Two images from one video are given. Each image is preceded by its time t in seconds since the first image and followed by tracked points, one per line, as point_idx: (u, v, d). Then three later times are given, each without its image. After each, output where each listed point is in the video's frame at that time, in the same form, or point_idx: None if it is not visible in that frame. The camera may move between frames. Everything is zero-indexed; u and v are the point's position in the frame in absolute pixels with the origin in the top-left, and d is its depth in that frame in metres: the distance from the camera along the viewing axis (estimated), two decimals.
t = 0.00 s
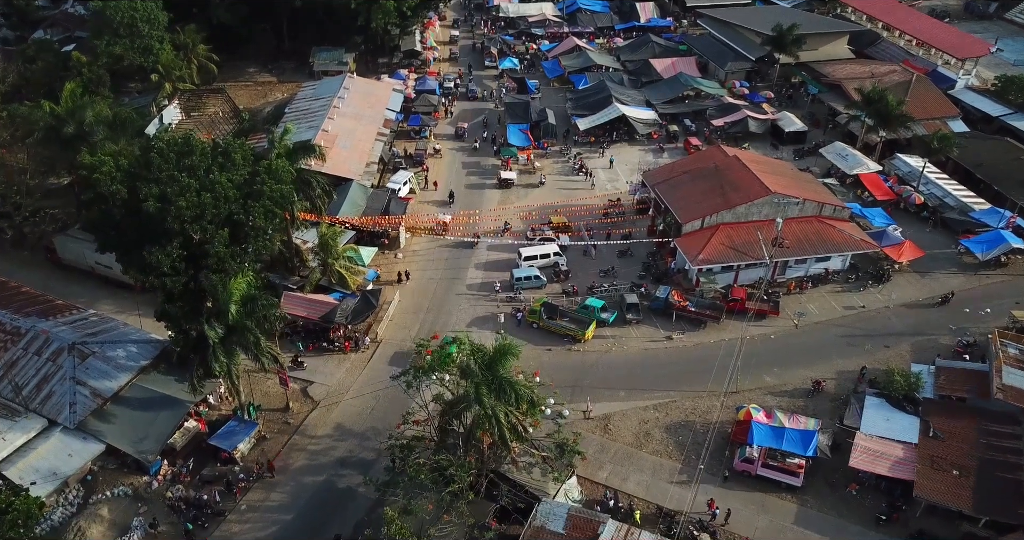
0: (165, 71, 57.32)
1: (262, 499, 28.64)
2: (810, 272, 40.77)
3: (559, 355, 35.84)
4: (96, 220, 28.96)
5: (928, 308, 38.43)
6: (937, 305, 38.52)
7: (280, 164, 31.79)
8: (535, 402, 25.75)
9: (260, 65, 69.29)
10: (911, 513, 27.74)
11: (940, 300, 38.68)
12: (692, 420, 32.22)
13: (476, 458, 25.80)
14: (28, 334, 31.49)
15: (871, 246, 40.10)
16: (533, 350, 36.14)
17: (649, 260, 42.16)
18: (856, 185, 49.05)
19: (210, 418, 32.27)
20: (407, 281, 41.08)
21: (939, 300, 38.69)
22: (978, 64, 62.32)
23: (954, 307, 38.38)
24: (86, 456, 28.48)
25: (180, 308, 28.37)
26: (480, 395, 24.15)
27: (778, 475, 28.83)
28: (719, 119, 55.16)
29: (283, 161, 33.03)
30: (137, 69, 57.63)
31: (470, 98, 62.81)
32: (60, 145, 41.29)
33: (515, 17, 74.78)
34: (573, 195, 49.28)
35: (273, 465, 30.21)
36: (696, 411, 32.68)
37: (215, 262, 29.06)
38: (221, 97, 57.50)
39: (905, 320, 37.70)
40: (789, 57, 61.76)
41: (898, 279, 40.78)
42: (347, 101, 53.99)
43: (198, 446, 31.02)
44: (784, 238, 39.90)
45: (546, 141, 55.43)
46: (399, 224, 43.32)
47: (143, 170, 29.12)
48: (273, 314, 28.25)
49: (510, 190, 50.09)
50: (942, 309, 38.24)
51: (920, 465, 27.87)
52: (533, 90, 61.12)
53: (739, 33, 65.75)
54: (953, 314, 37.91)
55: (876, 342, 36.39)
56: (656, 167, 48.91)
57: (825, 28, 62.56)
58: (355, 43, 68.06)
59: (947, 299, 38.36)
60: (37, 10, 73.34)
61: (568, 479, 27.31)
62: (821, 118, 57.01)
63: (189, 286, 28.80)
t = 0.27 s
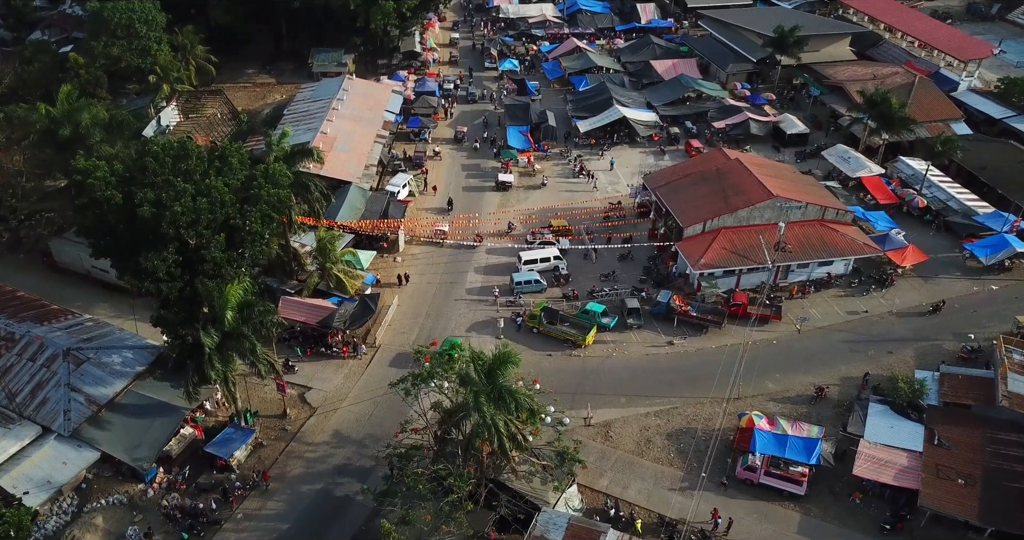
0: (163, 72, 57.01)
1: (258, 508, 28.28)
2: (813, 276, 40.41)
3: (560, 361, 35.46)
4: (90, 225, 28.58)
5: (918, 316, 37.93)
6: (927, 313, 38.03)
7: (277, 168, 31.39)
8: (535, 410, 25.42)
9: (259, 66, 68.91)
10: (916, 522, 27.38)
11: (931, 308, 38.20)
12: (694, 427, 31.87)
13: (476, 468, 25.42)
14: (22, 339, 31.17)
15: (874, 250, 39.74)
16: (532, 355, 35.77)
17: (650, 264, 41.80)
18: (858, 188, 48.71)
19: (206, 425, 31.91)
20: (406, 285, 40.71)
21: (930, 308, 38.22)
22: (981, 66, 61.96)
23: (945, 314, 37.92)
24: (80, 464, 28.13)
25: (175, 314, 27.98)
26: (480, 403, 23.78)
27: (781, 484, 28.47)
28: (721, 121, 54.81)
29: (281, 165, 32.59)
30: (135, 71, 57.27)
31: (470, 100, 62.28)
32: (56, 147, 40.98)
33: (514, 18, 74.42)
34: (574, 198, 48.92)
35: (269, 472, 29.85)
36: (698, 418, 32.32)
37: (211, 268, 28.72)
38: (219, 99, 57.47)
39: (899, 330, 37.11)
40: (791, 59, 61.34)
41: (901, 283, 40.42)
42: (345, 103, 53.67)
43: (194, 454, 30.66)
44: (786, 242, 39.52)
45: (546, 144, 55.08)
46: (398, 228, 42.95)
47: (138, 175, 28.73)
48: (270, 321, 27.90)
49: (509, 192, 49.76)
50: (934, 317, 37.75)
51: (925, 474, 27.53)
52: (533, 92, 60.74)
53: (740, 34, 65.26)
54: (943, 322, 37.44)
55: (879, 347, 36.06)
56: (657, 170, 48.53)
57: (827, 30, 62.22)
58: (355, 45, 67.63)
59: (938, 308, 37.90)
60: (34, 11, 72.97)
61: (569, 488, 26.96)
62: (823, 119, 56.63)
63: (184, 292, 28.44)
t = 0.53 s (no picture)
0: (160, 74, 56.58)
1: (254, 520, 27.83)
2: (816, 282, 39.99)
3: (560, 368, 35.02)
4: (83, 232, 28.10)
5: (908, 328, 37.24)
6: (918, 324, 37.36)
7: (274, 174, 30.91)
8: (535, 422, 24.99)
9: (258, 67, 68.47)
10: (922, 535, 26.95)
11: (921, 319, 37.50)
12: (696, 436, 31.46)
13: (475, 481, 24.99)
14: (15, 348, 30.74)
15: (878, 256, 39.31)
16: (532, 363, 35.32)
17: (651, 270, 41.36)
18: (861, 192, 48.30)
19: (202, 434, 31.47)
20: (405, 291, 40.27)
21: (920, 319, 37.52)
22: (984, 68, 61.55)
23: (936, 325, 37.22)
24: (73, 475, 27.71)
25: (170, 323, 27.52)
26: (479, 415, 23.27)
27: (785, 495, 28.04)
28: (722, 124, 54.38)
29: (278, 171, 32.13)
30: (132, 73, 56.83)
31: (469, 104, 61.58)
32: (51, 151, 40.53)
33: (514, 20, 74.01)
34: (574, 202, 48.51)
35: (266, 483, 29.40)
36: (700, 427, 31.90)
37: (206, 276, 28.29)
38: (217, 101, 57.09)
39: (893, 341, 36.44)
40: (794, 62, 60.72)
41: (905, 289, 39.98)
42: (344, 106, 53.28)
43: (189, 464, 30.22)
44: (789, 248, 39.09)
45: (546, 147, 54.65)
46: (397, 233, 42.53)
47: (132, 181, 28.28)
48: (266, 330, 27.46)
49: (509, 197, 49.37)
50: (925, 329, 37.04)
51: (932, 486, 27.10)
52: (533, 95, 60.26)
53: (743, 36, 64.68)
54: (933, 333, 36.78)
55: (884, 355, 35.62)
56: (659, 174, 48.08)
57: (829, 32, 61.81)
58: (354, 46, 67.12)
59: (928, 318, 37.21)
60: (32, 12, 72.52)
61: (570, 500, 26.54)
62: (825, 122, 56.21)
63: (179, 300, 28.01)
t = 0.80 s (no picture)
0: (157, 77, 56.22)
1: (250, 531, 27.40)
2: (819, 287, 39.61)
3: (561, 376, 34.62)
4: (76, 239, 27.69)
5: (899, 339, 36.57)
6: (908, 336, 36.69)
7: (271, 180, 30.51)
8: (535, 433, 24.59)
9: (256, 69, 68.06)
10: None
11: (911, 330, 36.83)
12: (698, 445, 31.07)
13: (474, 493, 24.60)
14: (9, 356, 30.35)
15: (882, 261, 38.93)
16: (532, 370, 34.91)
17: (652, 275, 40.96)
18: (864, 196, 47.90)
19: (198, 443, 31.06)
20: (403, 296, 39.88)
21: (910, 330, 36.85)
22: (987, 71, 61.14)
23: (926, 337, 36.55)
24: (67, 486, 27.36)
25: (164, 333, 27.10)
26: (479, 427, 22.94)
27: (789, 507, 27.61)
28: (724, 127, 53.97)
29: (274, 176, 31.71)
30: (129, 75, 56.42)
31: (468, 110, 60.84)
32: (46, 156, 40.10)
33: (514, 21, 73.60)
34: (575, 206, 48.14)
35: (262, 494, 28.97)
36: (702, 436, 31.51)
37: (202, 284, 27.90)
38: (215, 104, 56.66)
39: (887, 352, 35.81)
40: (795, 64, 60.45)
41: (909, 295, 39.58)
42: (343, 109, 52.96)
43: (185, 474, 29.81)
44: (792, 253, 38.69)
45: (546, 150, 54.23)
46: (396, 238, 42.13)
47: (126, 188, 27.88)
48: (263, 339, 27.08)
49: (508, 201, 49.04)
50: (915, 341, 36.34)
51: (938, 498, 26.68)
52: (533, 97, 59.84)
53: (744, 39, 64.30)
54: (924, 345, 36.13)
55: (888, 362, 35.23)
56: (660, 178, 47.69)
57: (831, 34, 61.42)
58: (353, 48, 66.67)
59: (918, 330, 36.52)
60: (29, 13, 72.13)
61: (571, 511, 26.18)
62: (827, 125, 55.81)
63: (175, 308, 27.61)
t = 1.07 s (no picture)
0: (155, 79, 55.79)
1: None
2: (822, 294, 39.19)
3: (562, 384, 34.18)
4: (70, 247, 27.21)
5: (889, 351, 35.97)
6: (898, 347, 36.11)
7: (268, 186, 30.10)
8: (536, 446, 24.11)
9: (254, 71, 67.55)
10: None
11: (901, 341, 36.23)
12: (700, 455, 30.64)
13: (473, 507, 24.17)
14: (2, 366, 29.94)
15: (886, 267, 38.52)
16: (533, 378, 34.48)
17: (654, 281, 40.55)
18: (867, 201, 47.47)
19: (194, 454, 30.67)
20: (402, 303, 39.46)
21: (900, 341, 36.26)
22: (991, 73, 60.68)
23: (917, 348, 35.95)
24: (60, 498, 26.90)
25: (159, 342, 26.66)
26: (478, 441, 22.53)
27: (793, 519, 27.20)
28: (726, 131, 53.53)
29: (272, 183, 31.31)
30: (126, 78, 55.98)
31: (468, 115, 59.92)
32: (41, 160, 39.66)
33: (514, 23, 73.15)
34: (576, 210, 47.76)
35: (259, 505, 28.54)
36: (705, 446, 31.09)
37: (198, 292, 27.47)
38: (213, 107, 56.19)
39: (876, 363, 35.25)
40: (797, 67, 60.11)
41: (914, 301, 39.17)
42: (342, 112, 52.59)
43: (181, 484, 29.40)
44: (796, 260, 38.26)
45: (547, 153, 53.77)
46: (395, 243, 41.70)
47: (120, 196, 27.45)
48: (260, 348, 26.66)
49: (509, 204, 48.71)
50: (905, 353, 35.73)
51: (945, 510, 26.25)
52: (534, 100, 59.40)
53: (746, 41, 64.10)
54: (912, 356, 35.55)
55: (893, 370, 34.82)
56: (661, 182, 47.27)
57: (833, 36, 60.98)
58: (352, 50, 66.17)
59: (908, 341, 35.92)
60: (27, 14, 71.69)
61: (572, 523, 25.76)
62: (830, 128, 55.38)
63: (170, 317, 27.17)
